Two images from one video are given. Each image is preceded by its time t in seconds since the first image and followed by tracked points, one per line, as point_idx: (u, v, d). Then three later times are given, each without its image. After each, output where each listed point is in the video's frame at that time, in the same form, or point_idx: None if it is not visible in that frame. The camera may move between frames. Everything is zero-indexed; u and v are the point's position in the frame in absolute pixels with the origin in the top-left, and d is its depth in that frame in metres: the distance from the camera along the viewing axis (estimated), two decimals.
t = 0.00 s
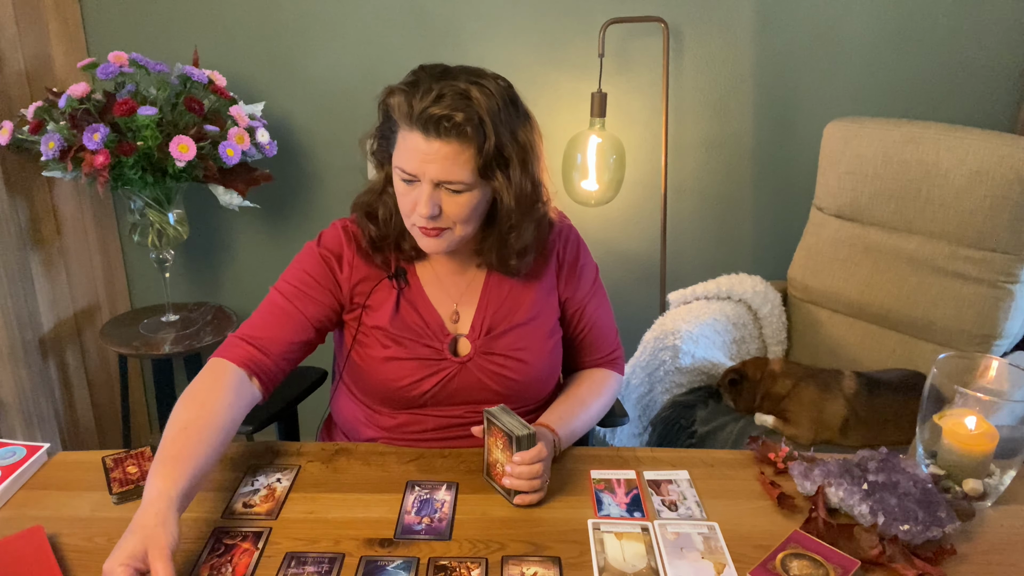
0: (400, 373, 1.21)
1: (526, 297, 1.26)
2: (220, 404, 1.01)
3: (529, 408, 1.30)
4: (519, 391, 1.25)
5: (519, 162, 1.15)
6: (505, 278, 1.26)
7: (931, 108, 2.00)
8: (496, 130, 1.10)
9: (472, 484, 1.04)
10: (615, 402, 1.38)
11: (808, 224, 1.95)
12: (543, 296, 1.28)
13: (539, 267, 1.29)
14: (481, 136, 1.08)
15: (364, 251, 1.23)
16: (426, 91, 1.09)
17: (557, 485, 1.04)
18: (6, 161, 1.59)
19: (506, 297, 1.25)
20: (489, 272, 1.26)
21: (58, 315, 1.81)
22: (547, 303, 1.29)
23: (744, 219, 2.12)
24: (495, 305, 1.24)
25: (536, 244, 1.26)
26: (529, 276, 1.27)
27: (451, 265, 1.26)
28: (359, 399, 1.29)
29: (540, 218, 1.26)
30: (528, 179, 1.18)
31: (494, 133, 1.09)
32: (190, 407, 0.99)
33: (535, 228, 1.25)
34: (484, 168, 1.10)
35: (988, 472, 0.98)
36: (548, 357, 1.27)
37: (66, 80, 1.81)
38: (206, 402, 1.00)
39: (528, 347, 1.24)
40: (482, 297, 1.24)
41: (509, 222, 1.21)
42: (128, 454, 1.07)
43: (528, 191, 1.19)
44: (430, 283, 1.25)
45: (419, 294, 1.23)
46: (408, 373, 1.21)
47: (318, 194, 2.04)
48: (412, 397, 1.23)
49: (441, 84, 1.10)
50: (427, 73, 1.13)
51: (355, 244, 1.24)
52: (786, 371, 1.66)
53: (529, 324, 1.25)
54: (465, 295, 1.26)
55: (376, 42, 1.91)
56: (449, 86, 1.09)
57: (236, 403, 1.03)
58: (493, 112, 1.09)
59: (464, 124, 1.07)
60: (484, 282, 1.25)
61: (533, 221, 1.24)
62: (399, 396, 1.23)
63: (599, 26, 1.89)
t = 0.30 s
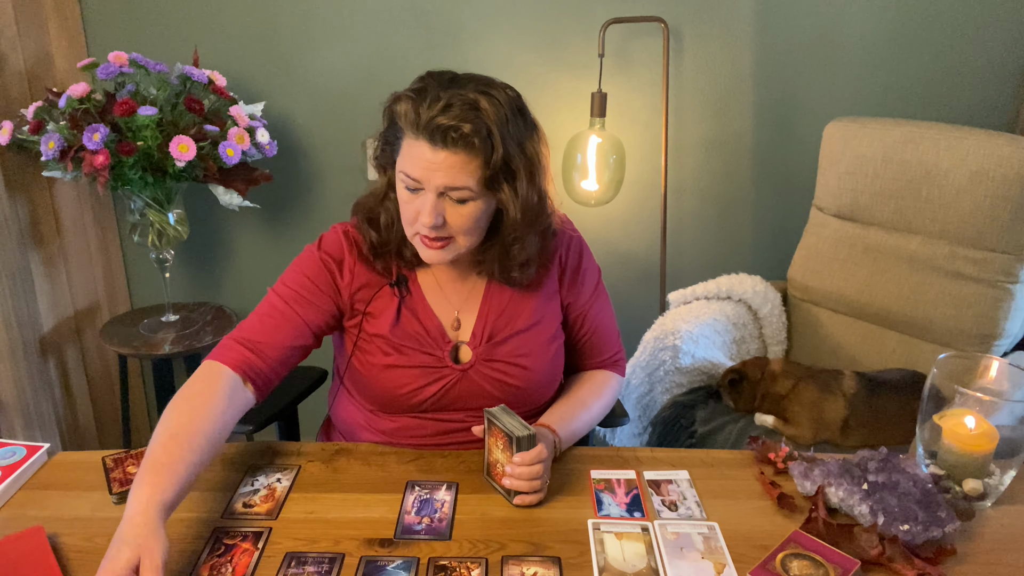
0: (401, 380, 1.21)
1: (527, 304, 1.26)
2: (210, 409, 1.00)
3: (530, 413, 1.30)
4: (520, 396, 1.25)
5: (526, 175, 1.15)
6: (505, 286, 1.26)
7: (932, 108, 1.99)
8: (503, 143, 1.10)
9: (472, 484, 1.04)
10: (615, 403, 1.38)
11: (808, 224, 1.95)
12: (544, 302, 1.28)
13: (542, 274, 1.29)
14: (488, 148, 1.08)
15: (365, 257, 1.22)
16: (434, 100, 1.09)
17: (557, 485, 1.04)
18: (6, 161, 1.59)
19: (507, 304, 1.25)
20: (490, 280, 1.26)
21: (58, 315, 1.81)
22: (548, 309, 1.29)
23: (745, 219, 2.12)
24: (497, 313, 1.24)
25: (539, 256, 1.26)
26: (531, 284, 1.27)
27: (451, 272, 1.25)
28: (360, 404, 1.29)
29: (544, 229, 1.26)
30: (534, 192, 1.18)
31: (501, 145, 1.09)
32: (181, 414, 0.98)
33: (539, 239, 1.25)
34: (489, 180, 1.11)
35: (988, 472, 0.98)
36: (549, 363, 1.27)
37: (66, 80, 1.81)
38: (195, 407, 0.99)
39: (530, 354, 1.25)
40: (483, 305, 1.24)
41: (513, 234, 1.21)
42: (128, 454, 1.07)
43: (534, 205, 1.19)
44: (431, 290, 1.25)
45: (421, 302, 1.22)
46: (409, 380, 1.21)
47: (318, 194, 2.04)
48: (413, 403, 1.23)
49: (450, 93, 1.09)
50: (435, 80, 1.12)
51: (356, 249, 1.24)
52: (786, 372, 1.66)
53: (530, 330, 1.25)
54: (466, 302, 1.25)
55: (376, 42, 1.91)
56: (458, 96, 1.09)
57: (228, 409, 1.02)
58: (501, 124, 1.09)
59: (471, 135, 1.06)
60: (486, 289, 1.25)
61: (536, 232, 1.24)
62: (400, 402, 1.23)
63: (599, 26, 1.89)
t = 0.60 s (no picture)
0: (403, 382, 1.21)
1: (530, 304, 1.26)
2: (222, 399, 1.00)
3: (532, 414, 1.30)
4: (521, 398, 1.25)
5: (529, 160, 1.16)
6: (509, 283, 1.26)
7: (931, 108, 2.00)
8: (503, 135, 1.10)
9: (472, 484, 1.04)
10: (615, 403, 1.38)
11: (808, 224, 1.95)
12: (547, 302, 1.28)
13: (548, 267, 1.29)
14: (491, 143, 1.08)
15: (366, 258, 1.22)
16: (425, 105, 1.08)
17: (557, 485, 1.04)
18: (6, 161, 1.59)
19: (509, 305, 1.25)
20: (493, 279, 1.26)
21: (58, 315, 1.81)
22: (550, 309, 1.29)
23: (744, 219, 2.12)
24: (499, 314, 1.23)
25: (550, 242, 1.27)
26: (535, 280, 1.27)
27: (453, 273, 1.25)
28: (360, 404, 1.29)
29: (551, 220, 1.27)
30: (539, 179, 1.19)
31: (502, 137, 1.09)
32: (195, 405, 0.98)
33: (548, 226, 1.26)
34: (496, 173, 1.11)
35: (988, 472, 0.98)
36: (550, 364, 1.27)
37: (66, 80, 1.81)
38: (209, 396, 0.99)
39: (532, 355, 1.25)
40: (485, 306, 1.24)
41: (525, 222, 1.22)
42: (128, 454, 1.08)
43: (541, 191, 1.20)
44: (433, 292, 1.24)
45: (423, 303, 1.22)
46: (411, 381, 1.21)
47: (318, 194, 2.04)
48: (414, 404, 1.23)
49: (440, 95, 1.08)
50: (421, 86, 1.12)
51: (358, 249, 1.23)
52: (786, 371, 1.66)
53: (533, 331, 1.25)
54: (469, 302, 1.25)
55: (376, 42, 1.91)
56: (448, 97, 1.08)
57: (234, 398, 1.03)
58: (497, 116, 1.09)
59: (472, 133, 1.06)
60: (489, 289, 1.25)
61: (546, 218, 1.25)
62: (401, 403, 1.23)
63: (600, 26, 1.89)
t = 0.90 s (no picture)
0: (402, 380, 1.21)
1: (529, 303, 1.26)
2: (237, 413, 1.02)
3: (532, 413, 1.30)
4: (520, 397, 1.25)
5: (527, 162, 1.16)
6: (507, 281, 1.26)
7: (932, 108, 1.99)
8: (502, 135, 1.10)
9: (472, 484, 1.04)
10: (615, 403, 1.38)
11: (808, 224, 1.95)
12: (546, 301, 1.28)
13: (546, 265, 1.29)
14: (490, 143, 1.08)
15: (365, 258, 1.22)
16: (425, 104, 1.08)
17: (557, 485, 1.04)
18: (6, 160, 1.59)
19: (508, 303, 1.25)
20: (492, 278, 1.26)
21: (58, 315, 1.81)
22: (550, 308, 1.29)
23: (745, 219, 2.12)
24: (498, 312, 1.24)
25: (548, 242, 1.27)
26: (533, 277, 1.27)
27: (452, 272, 1.25)
28: (359, 404, 1.29)
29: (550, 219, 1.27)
30: (538, 180, 1.19)
31: (500, 138, 1.09)
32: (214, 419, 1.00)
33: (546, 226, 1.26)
34: (494, 174, 1.11)
35: (988, 472, 0.98)
36: (550, 363, 1.27)
37: (66, 80, 1.81)
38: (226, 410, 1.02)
39: (531, 353, 1.25)
40: (484, 304, 1.24)
41: (520, 221, 1.21)
42: (128, 454, 1.08)
43: (537, 192, 1.20)
44: (433, 290, 1.25)
45: (422, 302, 1.23)
46: (410, 379, 1.21)
47: (318, 194, 2.04)
48: (414, 402, 1.23)
49: (440, 94, 1.09)
50: (421, 84, 1.12)
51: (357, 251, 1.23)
52: (786, 372, 1.66)
53: (532, 330, 1.25)
54: (468, 301, 1.25)
55: (376, 42, 1.91)
56: (449, 96, 1.08)
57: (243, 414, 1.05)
58: (496, 117, 1.10)
59: (471, 133, 1.06)
60: (488, 288, 1.25)
61: (542, 218, 1.24)
62: (401, 401, 1.23)
63: (600, 26, 1.89)
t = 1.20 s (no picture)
0: (400, 372, 1.21)
1: (526, 296, 1.26)
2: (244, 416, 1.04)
3: (530, 407, 1.30)
4: (518, 391, 1.25)
5: (535, 165, 1.17)
6: (506, 275, 1.26)
7: (932, 107, 1.99)
8: (516, 137, 1.11)
9: (472, 484, 1.04)
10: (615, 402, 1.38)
11: (808, 224, 1.95)
12: (544, 296, 1.28)
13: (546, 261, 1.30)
14: (504, 142, 1.09)
15: (367, 250, 1.23)
16: (444, 98, 1.09)
17: (557, 485, 1.04)
18: (6, 160, 1.59)
19: (506, 296, 1.25)
20: (490, 272, 1.26)
21: (58, 315, 1.81)
22: (548, 303, 1.29)
23: (744, 219, 2.12)
24: (495, 305, 1.24)
25: (547, 243, 1.27)
26: (532, 273, 1.27)
27: (450, 264, 1.25)
28: (358, 399, 1.29)
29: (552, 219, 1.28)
30: (545, 183, 1.21)
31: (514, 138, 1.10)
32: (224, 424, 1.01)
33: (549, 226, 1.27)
34: (504, 172, 1.12)
35: (988, 472, 0.98)
36: (548, 357, 1.27)
37: (66, 80, 1.81)
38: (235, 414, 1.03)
39: (529, 347, 1.24)
40: (482, 297, 1.24)
41: (523, 220, 1.22)
42: (128, 454, 1.08)
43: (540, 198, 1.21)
44: (431, 282, 1.25)
45: (420, 293, 1.23)
46: (407, 371, 1.21)
47: (318, 194, 2.04)
48: (411, 395, 1.23)
49: (460, 89, 1.09)
50: (443, 78, 1.12)
51: (357, 245, 1.24)
52: (786, 372, 1.66)
53: (530, 324, 1.25)
54: (466, 294, 1.25)
55: (376, 42, 1.91)
56: (469, 92, 1.09)
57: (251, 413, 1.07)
58: (513, 117, 1.10)
59: (487, 130, 1.07)
60: (486, 281, 1.25)
61: (545, 219, 1.25)
62: (399, 394, 1.23)
63: (599, 26, 1.89)
